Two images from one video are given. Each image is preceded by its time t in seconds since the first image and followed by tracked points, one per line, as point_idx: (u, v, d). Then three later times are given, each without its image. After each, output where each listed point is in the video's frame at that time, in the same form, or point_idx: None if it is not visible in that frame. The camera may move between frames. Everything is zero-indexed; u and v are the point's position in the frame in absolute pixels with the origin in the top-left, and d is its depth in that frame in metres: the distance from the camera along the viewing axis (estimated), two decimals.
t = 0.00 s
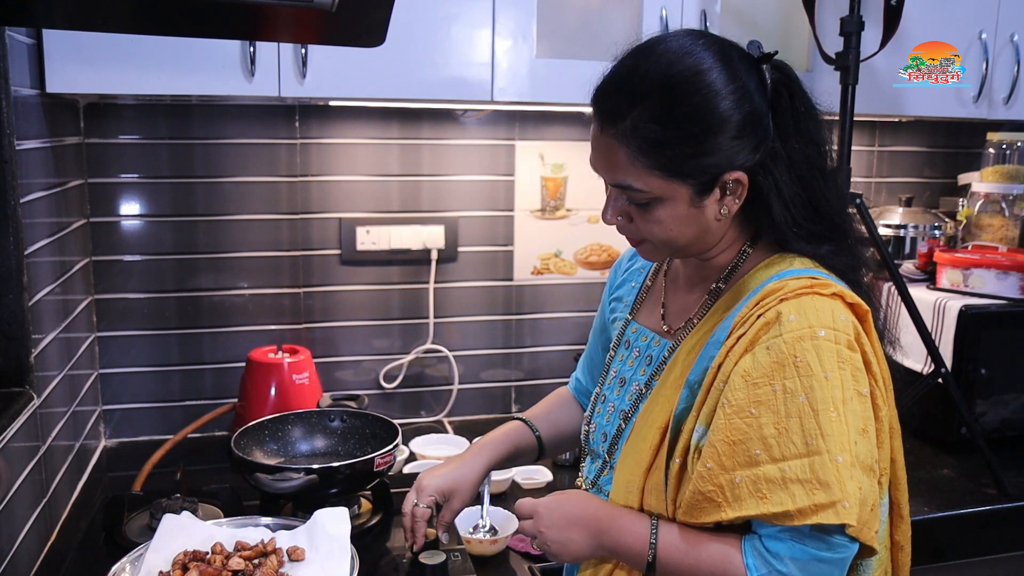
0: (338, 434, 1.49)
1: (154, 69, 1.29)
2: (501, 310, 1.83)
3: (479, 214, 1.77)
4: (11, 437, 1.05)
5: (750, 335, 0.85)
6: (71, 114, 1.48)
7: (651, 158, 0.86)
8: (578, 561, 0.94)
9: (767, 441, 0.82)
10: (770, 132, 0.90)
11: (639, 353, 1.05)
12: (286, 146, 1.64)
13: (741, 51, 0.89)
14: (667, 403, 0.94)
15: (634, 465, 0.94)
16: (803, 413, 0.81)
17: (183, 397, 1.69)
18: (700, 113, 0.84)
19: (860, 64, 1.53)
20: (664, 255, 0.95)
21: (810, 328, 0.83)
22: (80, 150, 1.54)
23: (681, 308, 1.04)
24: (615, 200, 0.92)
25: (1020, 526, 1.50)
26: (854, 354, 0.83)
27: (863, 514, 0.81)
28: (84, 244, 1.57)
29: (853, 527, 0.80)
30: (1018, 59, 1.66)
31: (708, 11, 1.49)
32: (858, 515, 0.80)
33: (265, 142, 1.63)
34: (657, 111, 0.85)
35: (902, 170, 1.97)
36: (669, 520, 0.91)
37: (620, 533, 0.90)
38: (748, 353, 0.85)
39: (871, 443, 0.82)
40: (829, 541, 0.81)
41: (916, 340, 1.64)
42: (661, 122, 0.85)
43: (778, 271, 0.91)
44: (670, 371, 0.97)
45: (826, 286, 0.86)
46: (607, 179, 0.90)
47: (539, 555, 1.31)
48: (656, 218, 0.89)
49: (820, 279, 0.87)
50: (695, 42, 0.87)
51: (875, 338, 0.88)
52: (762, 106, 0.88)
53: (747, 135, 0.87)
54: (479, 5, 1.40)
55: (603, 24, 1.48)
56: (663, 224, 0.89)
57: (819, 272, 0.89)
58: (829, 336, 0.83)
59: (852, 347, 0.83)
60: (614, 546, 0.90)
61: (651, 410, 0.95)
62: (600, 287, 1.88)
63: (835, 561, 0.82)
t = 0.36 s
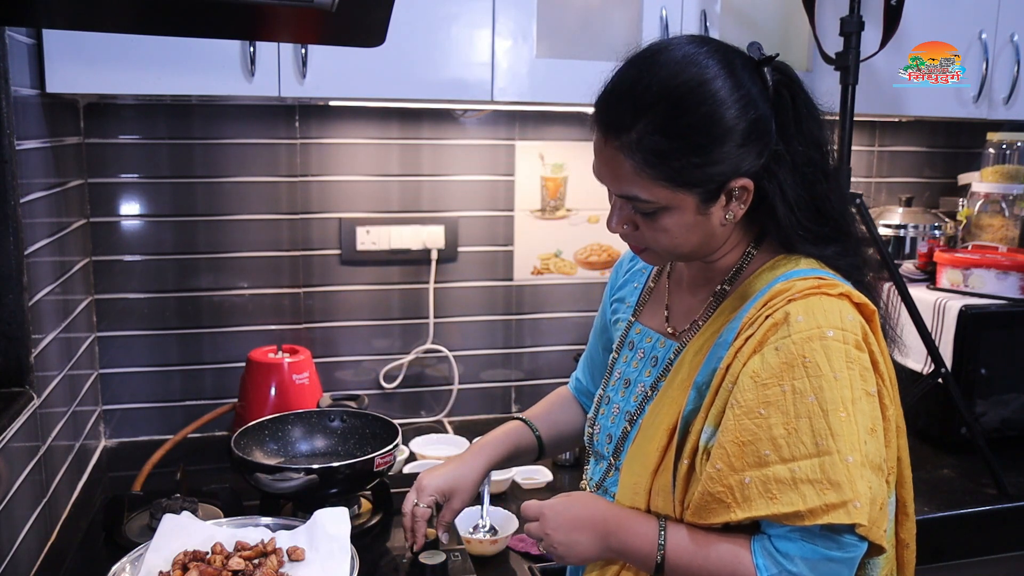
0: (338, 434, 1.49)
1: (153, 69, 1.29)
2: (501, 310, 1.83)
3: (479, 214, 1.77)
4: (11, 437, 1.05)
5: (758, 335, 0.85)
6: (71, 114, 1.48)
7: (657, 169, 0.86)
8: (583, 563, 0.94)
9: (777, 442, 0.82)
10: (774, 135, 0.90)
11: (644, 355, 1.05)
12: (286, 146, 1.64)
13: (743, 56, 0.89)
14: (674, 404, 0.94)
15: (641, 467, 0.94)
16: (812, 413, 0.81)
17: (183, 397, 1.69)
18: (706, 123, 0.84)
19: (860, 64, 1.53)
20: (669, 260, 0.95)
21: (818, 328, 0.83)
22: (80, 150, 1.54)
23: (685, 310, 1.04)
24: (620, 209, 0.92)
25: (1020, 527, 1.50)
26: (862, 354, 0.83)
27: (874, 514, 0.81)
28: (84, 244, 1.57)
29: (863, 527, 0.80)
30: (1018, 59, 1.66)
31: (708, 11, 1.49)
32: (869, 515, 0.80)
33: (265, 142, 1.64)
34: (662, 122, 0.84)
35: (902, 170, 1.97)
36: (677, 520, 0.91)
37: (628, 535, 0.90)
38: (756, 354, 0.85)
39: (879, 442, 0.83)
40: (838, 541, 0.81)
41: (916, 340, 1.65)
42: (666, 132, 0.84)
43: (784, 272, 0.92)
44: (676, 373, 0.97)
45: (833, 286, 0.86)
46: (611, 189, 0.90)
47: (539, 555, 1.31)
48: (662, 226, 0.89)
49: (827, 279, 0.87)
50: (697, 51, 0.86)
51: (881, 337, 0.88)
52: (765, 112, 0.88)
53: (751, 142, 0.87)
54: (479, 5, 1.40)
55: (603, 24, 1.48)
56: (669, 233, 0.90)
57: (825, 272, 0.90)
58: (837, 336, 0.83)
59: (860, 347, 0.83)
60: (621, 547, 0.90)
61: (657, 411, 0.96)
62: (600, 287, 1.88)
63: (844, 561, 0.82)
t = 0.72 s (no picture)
0: (338, 434, 1.49)
1: (153, 69, 1.29)
2: (501, 310, 1.83)
3: (479, 214, 1.77)
4: (11, 437, 1.05)
5: (762, 336, 0.85)
6: (71, 114, 1.48)
7: (659, 171, 0.86)
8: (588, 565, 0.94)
9: (781, 442, 0.82)
10: (776, 135, 0.90)
11: (647, 355, 1.05)
12: (286, 146, 1.64)
13: (744, 57, 0.89)
14: (678, 405, 0.94)
15: (646, 468, 0.95)
16: (817, 413, 0.81)
17: (183, 397, 1.69)
18: (708, 125, 0.84)
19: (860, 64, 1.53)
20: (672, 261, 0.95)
21: (822, 328, 0.83)
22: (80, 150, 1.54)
23: (688, 310, 1.04)
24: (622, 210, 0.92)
25: (1020, 527, 1.50)
26: (866, 353, 0.83)
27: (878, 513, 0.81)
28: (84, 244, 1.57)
29: (868, 527, 0.80)
30: (1018, 59, 1.66)
31: (708, 11, 1.49)
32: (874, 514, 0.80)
33: (265, 142, 1.63)
34: (664, 124, 0.84)
35: (902, 169, 1.97)
36: (681, 521, 0.92)
37: (633, 536, 0.89)
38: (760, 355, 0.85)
39: (883, 442, 0.83)
40: (844, 540, 0.82)
41: (916, 340, 1.65)
42: (668, 134, 0.84)
43: (786, 272, 0.92)
44: (679, 373, 0.97)
45: (836, 286, 0.86)
46: (614, 191, 0.90)
47: (539, 555, 1.31)
48: (664, 228, 0.89)
49: (830, 279, 0.87)
50: (699, 52, 0.86)
51: (884, 337, 0.88)
52: (767, 112, 0.88)
53: (753, 143, 0.87)
54: (479, 5, 1.40)
55: (603, 24, 1.48)
56: (671, 234, 0.90)
57: (827, 273, 0.90)
58: (841, 336, 0.83)
59: (864, 347, 0.84)
60: (626, 548, 0.90)
61: (661, 412, 0.96)
62: (600, 287, 1.88)
63: (849, 560, 0.82)
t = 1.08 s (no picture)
0: (338, 434, 1.49)
1: (153, 69, 1.29)
2: (501, 310, 1.83)
3: (479, 214, 1.77)
4: (10, 437, 1.05)
5: (764, 337, 0.85)
6: (71, 114, 1.48)
7: (658, 177, 0.86)
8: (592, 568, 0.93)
9: (785, 443, 0.82)
10: (773, 136, 0.90)
11: (648, 358, 1.05)
12: (286, 145, 1.64)
13: (739, 59, 0.89)
14: (682, 407, 0.94)
15: (649, 471, 0.95)
16: (820, 414, 0.81)
17: (183, 397, 1.69)
18: (706, 130, 0.84)
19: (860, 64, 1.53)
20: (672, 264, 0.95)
21: (825, 329, 0.83)
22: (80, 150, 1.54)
23: (689, 313, 1.03)
24: (621, 215, 0.92)
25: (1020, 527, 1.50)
26: (868, 354, 0.83)
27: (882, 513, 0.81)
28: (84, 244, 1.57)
29: (873, 527, 0.80)
30: (1018, 59, 1.66)
31: (708, 11, 1.49)
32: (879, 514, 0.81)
33: (265, 142, 1.63)
34: (661, 130, 0.84)
35: (902, 170, 1.97)
36: (685, 523, 0.92)
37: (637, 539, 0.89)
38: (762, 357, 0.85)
39: (886, 441, 0.83)
40: (848, 540, 0.82)
41: (916, 340, 1.65)
42: (667, 140, 0.84)
43: (787, 273, 0.92)
44: (682, 376, 0.96)
45: (837, 287, 0.87)
46: (613, 197, 0.90)
47: (539, 555, 1.31)
48: (664, 232, 0.89)
49: (832, 280, 0.87)
50: (695, 57, 0.86)
51: (885, 336, 0.88)
52: (765, 114, 0.88)
53: (751, 145, 0.87)
54: (479, 5, 1.40)
55: (603, 24, 1.48)
56: (671, 238, 0.90)
57: (828, 274, 0.90)
58: (843, 337, 0.83)
59: (865, 348, 0.84)
60: (630, 551, 0.90)
61: (664, 414, 0.96)
62: (600, 287, 1.88)
63: (854, 560, 0.82)
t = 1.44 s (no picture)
0: (338, 434, 1.49)
1: (153, 70, 1.29)
2: (501, 310, 1.83)
3: (479, 214, 1.77)
4: (11, 437, 1.05)
5: (766, 336, 0.85)
6: (71, 114, 1.48)
7: (663, 177, 0.86)
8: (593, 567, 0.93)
9: (785, 442, 0.82)
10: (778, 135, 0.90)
11: (649, 356, 1.05)
12: (286, 146, 1.64)
13: (744, 60, 0.89)
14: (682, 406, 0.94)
15: (649, 469, 0.95)
16: (821, 413, 0.81)
17: (183, 397, 1.69)
18: (711, 130, 0.84)
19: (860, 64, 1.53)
20: (676, 264, 0.95)
21: (827, 329, 0.83)
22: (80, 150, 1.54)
23: (690, 311, 1.03)
24: (626, 215, 0.92)
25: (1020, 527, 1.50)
26: (870, 353, 0.83)
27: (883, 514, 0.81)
28: (84, 244, 1.57)
29: (873, 527, 0.80)
30: (1018, 59, 1.66)
31: (708, 11, 1.49)
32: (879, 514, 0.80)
33: (264, 142, 1.63)
34: (667, 130, 0.84)
35: (902, 169, 1.97)
36: (686, 522, 0.92)
37: (637, 537, 0.89)
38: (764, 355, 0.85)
39: (887, 441, 0.83)
40: (848, 540, 0.81)
41: (915, 340, 1.65)
42: (672, 140, 0.84)
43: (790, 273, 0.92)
44: (683, 374, 0.97)
45: (840, 287, 0.87)
46: (617, 197, 0.90)
47: (539, 555, 1.31)
48: (669, 232, 0.89)
49: (834, 279, 0.87)
50: (700, 57, 0.86)
51: (888, 337, 0.88)
52: (769, 114, 0.88)
53: (756, 144, 0.87)
54: (479, 5, 1.40)
55: (603, 24, 1.48)
56: (676, 238, 0.90)
57: (831, 273, 0.90)
58: (845, 337, 0.83)
59: (868, 347, 0.83)
60: (630, 550, 0.90)
61: (665, 412, 0.96)
62: (600, 287, 1.88)
63: (854, 560, 0.82)
